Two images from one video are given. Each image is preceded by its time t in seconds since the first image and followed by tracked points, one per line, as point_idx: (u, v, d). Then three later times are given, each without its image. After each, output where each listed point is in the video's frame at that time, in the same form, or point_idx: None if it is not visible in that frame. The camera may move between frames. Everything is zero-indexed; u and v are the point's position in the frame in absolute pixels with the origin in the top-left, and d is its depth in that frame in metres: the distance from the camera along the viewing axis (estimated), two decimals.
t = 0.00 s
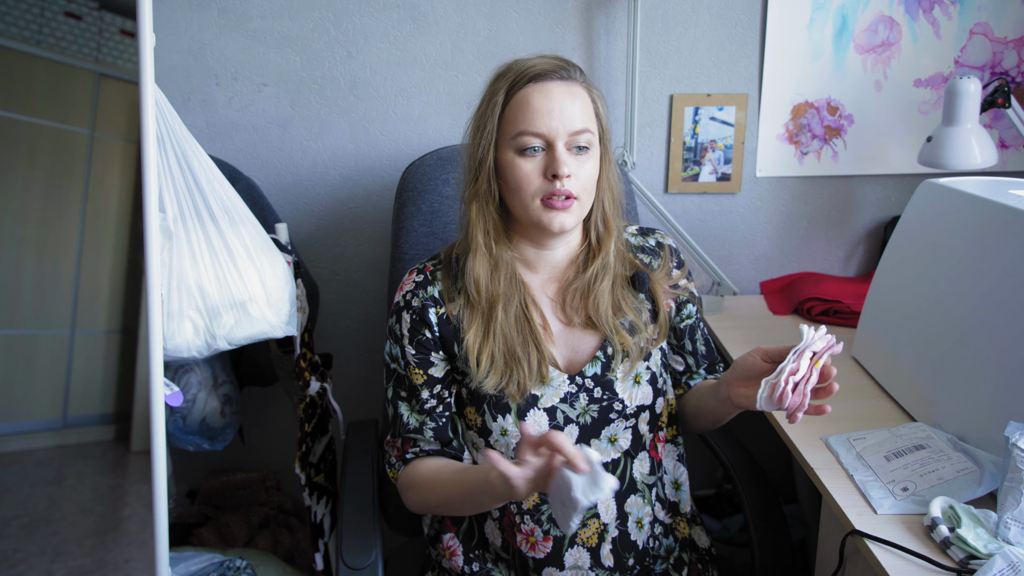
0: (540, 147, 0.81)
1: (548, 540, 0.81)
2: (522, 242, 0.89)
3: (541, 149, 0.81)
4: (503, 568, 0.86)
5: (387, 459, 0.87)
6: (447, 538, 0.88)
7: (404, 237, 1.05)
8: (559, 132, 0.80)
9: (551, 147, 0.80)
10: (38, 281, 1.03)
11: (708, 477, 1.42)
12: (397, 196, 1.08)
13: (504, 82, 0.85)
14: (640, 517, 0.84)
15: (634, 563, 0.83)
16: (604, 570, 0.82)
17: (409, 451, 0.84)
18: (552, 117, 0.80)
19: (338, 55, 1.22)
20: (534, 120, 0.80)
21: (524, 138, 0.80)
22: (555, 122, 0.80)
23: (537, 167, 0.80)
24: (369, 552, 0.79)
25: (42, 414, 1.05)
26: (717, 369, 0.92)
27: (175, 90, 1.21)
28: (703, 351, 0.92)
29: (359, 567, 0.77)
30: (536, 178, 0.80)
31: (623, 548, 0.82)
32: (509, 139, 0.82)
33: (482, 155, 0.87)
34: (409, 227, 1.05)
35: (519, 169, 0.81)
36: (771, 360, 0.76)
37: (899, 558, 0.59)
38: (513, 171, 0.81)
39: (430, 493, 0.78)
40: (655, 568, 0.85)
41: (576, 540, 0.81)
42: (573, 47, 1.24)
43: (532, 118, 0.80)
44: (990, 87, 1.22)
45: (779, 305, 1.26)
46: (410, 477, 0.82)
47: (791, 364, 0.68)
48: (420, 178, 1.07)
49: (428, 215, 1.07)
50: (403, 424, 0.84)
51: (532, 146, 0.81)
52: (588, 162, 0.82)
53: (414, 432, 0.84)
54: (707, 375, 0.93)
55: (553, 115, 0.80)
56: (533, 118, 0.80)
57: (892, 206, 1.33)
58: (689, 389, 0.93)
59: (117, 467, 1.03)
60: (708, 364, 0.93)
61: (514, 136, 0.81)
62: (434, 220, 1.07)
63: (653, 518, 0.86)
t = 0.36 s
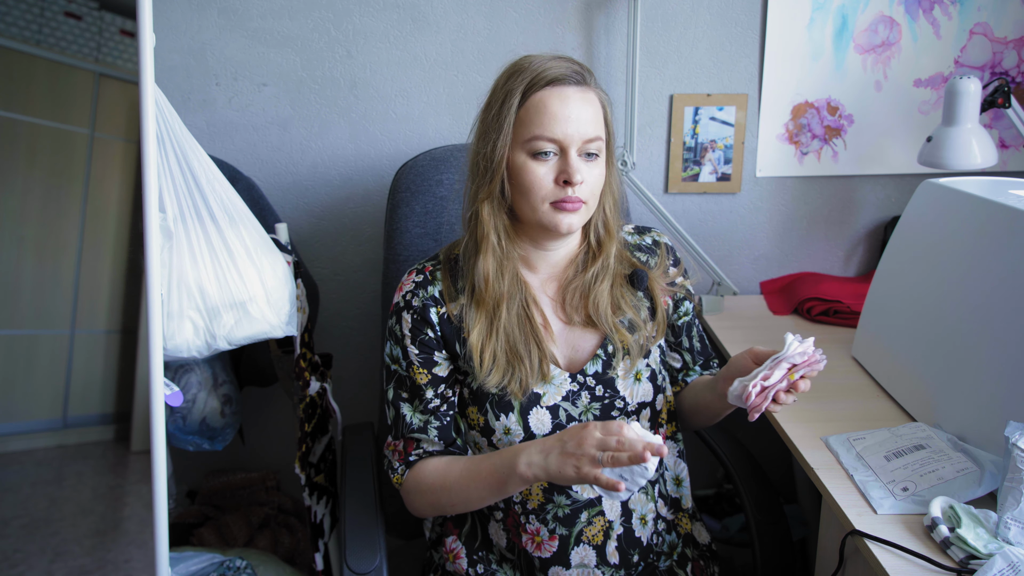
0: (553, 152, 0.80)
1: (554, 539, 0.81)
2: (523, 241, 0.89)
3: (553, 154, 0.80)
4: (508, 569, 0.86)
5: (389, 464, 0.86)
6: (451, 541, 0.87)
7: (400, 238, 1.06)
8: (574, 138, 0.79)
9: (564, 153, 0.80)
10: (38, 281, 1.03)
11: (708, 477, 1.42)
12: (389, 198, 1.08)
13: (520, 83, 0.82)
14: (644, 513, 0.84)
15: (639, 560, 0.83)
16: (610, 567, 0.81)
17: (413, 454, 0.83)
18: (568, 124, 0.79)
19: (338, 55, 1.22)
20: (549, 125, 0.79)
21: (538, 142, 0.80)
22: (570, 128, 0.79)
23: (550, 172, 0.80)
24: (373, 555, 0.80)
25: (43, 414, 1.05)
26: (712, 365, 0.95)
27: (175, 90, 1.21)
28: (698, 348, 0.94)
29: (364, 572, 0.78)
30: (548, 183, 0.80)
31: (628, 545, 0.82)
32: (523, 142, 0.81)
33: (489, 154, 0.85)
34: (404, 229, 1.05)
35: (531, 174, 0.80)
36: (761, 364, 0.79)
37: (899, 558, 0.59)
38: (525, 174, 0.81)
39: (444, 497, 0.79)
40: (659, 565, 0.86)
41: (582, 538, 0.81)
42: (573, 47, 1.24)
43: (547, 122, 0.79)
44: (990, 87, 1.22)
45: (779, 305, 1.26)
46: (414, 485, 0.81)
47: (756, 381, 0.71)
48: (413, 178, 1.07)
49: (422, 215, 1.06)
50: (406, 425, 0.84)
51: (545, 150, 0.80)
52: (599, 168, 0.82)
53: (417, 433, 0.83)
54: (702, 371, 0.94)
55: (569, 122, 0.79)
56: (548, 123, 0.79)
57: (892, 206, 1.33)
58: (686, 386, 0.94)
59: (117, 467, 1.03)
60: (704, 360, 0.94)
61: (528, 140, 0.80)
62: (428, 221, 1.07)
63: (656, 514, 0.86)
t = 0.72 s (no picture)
0: (541, 147, 0.81)
1: (555, 538, 0.81)
2: (523, 239, 0.89)
3: (541, 148, 0.81)
4: (510, 567, 0.86)
5: (390, 461, 0.86)
6: (452, 539, 0.87)
7: (398, 238, 1.05)
8: (561, 133, 0.79)
9: (552, 148, 0.80)
10: (39, 281, 1.03)
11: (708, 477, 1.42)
12: (386, 198, 1.07)
13: (513, 79, 0.83)
14: (645, 512, 0.84)
15: (641, 558, 0.83)
16: (612, 566, 0.82)
17: (415, 451, 0.84)
18: (555, 118, 0.79)
19: (338, 55, 1.22)
20: (536, 119, 0.79)
21: (526, 136, 0.80)
22: (557, 123, 0.79)
23: (537, 167, 0.80)
24: (376, 556, 0.79)
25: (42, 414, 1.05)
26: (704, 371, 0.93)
27: (175, 90, 1.21)
28: (695, 350, 0.93)
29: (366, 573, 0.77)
30: (535, 178, 0.80)
31: (630, 544, 0.82)
32: (513, 138, 0.82)
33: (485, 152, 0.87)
34: (401, 230, 1.05)
35: (519, 168, 0.81)
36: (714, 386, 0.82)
37: (900, 558, 0.59)
38: (513, 168, 0.82)
39: (450, 500, 0.79)
40: (660, 564, 0.86)
41: (583, 536, 0.81)
42: (573, 47, 1.24)
43: (535, 117, 0.79)
44: (990, 87, 1.22)
45: (779, 305, 1.26)
46: (418, 490, 0.81)
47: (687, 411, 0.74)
48: (411, 179, 1.07)
49: (420, 216, 1.06)
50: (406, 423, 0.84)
51: (533, 144, 0.81)
52: (591, 165, 0.82)
53: (419, 429, 0.83)
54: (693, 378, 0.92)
55: (556, 116, 0.79)
56: (536, 118, 0.79)
57: (892, 206, 1.33)
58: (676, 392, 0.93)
59: (117, 467, 1.03)
60: (696, 366, 0.93)
61: (516, 135, 0.81)
62: (426, 222, 1.07)
63: (657, 513, 0.86)
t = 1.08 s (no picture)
0: (537, 158, 0.80)
1: (554, 534, 0.81)
2: (522, 239, 0.89)
3: (538, 160, 0.80)
4: (509, 564, 0.86)
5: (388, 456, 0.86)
6: (452, 536, 0.87)
7: (398, 238, 1.06)
8: (557, 145, 0.78)
9: (548, 159, 0.79)
10: (39, 282, 1.03)
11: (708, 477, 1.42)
12: (387, 197, 1.08)
13: (509, 87, 0.82)
14: (643, 510, 0.85)
15: (639, 556, 0.84)
16: (610, 563, 0.82)
17: (412, 446, 0.83)
18: (550, 130, 0.78)
19: (338, 55, 1.22)
20: (532, 131, 0.78)
21: (522, 149, 0.79)
22: (552, 135, 0.78)
23: (533, 178, 0.80)
24: (376, 556, 0.79)
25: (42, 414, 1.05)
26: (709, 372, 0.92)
27: (175, 91, 1.21)
28: (695, 351, 0.92)
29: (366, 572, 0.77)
30: (532, 189, 0.80)
31: (628, 541, 0.83)
32: (509, 148, 0.81)
33: (485, 156, 0.86)
34: (401, 229, 1.05)
35: (515, 179, 0.80)
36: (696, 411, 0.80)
37: (899, 557, 0.59)
38: (509, 178, 0.81)
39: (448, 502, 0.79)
40: (659, 562, 0.86)
41: (582, 533, 0.81)
42: (573, 47, 1.24)
43: (531, 130, 0.78)
44: (990, 87, 1.22)
45: (779, 305, 1.26)
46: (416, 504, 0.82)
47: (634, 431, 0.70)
48: (410, 178, 1.07)
49: (419, 216, 1.06)
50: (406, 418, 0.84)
51: (530, 156, 0.80)
52: (589, 174, 0.81)
53: (418, 423, 0.83)
54: (697, 378, 0.92)
55: (550, 128, 0.78)
56: (531, 129, 0.78)
57: (892, 206, 1.33)
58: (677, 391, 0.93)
59: (117, 467, 1.03)
60: (699, 365, 0.92)
61: (512, 146, 0.80)
62: (427, 222, 1.07)
63: (655, 510, 0.86)
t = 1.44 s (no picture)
0: (554, 163, 0.79)
1: (552, 535, 0.80)
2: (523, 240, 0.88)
3: (555, 164, 0.79)
4: (507, 564, 0.86)
5: (393, 454, 0.86)
6: (449, 537, 0.87)
7: (399, 237, 1.06)
8: (576, 150, 0.78)
9: (565, 164, 0.79)
10: (39, 282, 1.03)
11: (708, 477, 1.42)
12: (388, 197, 1.08)
13: (528, 88, 0.80)
14: (642, 511, 0.85)
15: (637, 557, 0.84)
16: (609, 566, 0.82)
17: (416, 443, 0.82)
18: (573, 135, 0.77)
19: (338, 55, 1.22)
20: (552, 136, 0.77)
21: (541, 153, 0.78)
22: (573, 140, 0.77)
23: (550, 183, 0.79)
24: (375, 556, 0.79)
25: (42, 414, 1.05)
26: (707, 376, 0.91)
27: (175, 90, 1.21)
28: (695, 354, 0.90)
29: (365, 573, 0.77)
30: (549, 193, 0.80)
31: (626, 543, 0.83)
32: (527, 152, 0.79)
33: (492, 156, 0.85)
34: (402, 229, 1.05)
35: (533, 183, 0.80)
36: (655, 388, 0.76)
37: (899, 558, 0.59)
38: (525, 181, 0.80)
39: (457, 490, 0.76)
40: (657, 562, 0.87)
41: (579, 535, 0.81)
42: (573, 47, 1.24)
43: (551, 135, 0.77)
44: (990, 87, 1.22)
45: (779, 305, 1.26)
46: (426, 497, 0.79)
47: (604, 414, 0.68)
48: (412, 177, 1.07)
49: (420, 216, 1.06)
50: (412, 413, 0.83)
51: (548, 160, 0.79)
52: (600, 178, 0.81)
53: (423, 417, 0.82)
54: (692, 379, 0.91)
55: (573, 133, 0.77)
56: (551, 134, 0.77)
57: (892, 206, 1.33)
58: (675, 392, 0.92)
59: (117, 467, 1.03)
60: (696, 367, 0.91)
61: (531, 149, 0.79)
62: (428, 222, 1.07)
63: (654, 512, 0.86)
